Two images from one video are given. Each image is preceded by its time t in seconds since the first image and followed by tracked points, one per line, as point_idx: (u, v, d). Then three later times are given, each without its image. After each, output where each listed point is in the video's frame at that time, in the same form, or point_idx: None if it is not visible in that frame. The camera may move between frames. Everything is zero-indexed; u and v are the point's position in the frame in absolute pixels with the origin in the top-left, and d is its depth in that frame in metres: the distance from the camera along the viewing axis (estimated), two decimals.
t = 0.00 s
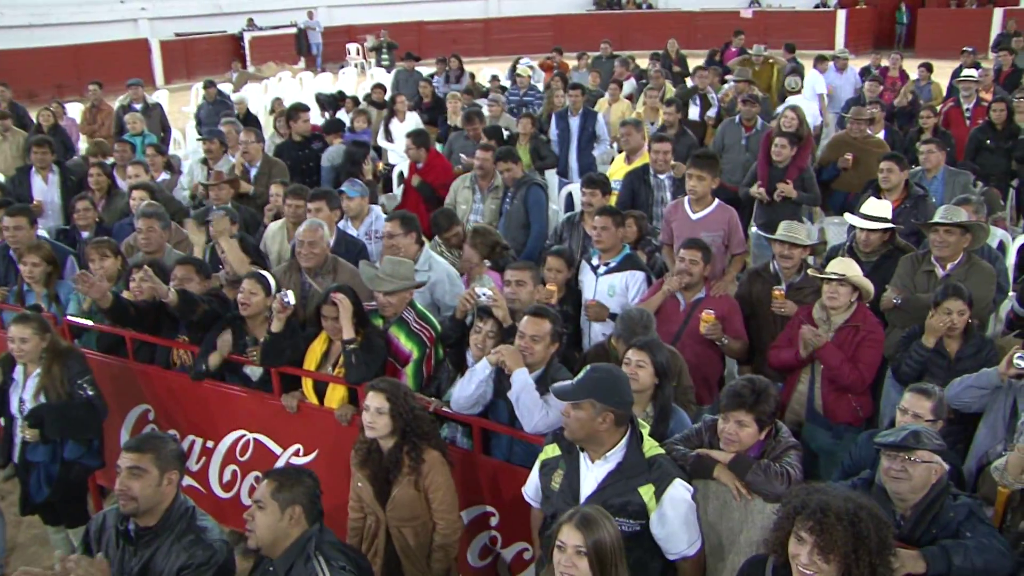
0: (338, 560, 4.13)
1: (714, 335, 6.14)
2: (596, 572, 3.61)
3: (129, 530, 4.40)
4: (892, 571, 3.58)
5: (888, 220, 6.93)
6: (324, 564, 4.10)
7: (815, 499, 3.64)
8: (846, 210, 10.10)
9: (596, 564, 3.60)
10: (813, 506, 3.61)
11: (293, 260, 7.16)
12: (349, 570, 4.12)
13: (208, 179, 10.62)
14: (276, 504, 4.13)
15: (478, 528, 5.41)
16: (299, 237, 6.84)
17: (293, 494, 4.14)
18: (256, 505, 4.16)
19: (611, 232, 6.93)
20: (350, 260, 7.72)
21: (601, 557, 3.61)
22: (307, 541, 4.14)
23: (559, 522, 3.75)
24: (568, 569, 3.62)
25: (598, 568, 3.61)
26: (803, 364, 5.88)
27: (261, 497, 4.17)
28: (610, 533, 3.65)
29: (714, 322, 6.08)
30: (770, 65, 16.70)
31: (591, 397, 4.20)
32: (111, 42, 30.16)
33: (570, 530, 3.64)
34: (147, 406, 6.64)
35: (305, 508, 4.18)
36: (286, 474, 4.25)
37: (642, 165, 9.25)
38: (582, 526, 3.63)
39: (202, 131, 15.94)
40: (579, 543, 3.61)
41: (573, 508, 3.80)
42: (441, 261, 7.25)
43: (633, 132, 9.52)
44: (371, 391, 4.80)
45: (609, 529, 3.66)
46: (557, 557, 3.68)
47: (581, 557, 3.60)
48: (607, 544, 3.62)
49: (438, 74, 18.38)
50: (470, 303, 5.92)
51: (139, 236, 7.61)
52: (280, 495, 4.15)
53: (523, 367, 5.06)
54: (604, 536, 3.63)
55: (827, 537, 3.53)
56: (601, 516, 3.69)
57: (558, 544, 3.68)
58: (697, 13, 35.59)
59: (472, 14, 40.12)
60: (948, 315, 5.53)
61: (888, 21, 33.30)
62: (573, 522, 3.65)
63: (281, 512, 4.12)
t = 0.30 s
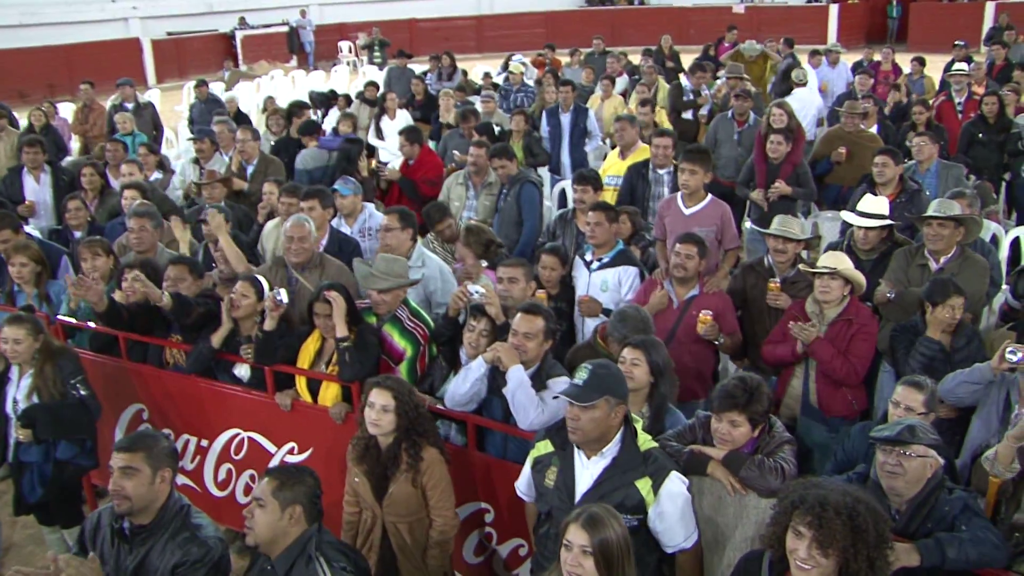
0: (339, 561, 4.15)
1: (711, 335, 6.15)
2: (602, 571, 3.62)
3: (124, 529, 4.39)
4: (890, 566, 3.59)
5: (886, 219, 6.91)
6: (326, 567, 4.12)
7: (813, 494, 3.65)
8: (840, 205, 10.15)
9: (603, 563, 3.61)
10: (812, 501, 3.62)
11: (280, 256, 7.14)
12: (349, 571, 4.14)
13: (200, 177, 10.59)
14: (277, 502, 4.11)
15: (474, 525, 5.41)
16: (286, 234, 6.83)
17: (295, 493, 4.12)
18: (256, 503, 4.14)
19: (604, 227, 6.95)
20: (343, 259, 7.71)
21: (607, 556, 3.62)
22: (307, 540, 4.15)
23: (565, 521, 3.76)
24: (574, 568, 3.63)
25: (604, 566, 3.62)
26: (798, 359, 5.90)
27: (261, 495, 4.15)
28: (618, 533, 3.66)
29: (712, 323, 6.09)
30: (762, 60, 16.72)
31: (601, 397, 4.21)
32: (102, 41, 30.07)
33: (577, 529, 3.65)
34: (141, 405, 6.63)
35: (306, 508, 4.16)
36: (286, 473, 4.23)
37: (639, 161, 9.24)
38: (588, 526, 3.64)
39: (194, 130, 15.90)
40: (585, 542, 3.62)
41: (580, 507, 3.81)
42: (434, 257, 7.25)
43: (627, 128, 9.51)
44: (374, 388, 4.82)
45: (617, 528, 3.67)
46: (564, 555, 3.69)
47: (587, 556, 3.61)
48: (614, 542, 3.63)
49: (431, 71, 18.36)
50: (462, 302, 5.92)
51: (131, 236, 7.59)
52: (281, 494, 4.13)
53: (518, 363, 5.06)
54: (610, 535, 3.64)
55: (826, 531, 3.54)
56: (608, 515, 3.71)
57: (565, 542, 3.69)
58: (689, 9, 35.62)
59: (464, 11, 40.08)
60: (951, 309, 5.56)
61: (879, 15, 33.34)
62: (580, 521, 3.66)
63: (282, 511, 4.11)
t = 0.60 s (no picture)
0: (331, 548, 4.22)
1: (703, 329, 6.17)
2: (601, 567, 3.63)
3: (118, 522, 4.41)
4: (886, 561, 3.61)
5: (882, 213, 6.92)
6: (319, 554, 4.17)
7: (811, 489, 3.66)
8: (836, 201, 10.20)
9: (603, 558, 3.63)
10: (810, 496, 3.63)
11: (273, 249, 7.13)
12: (342, 557, 4.23)
13: (196, 172, 10.58)
14: (268, 495, 4.12)
15: (468, 520, 5.41)
16: (278, 228, 6.82)
17: (284, 485, 4.13)
18: (246, 495, 4.15)
19: (599, 223, 6.96)
20: (338, 254, 7.71)
21: (606, 550, 3.63)
22: (298, 531, 4.17)
23: (566, 516, 3.77)
24: (574, 563, 3.65)
25: (604, 561, 3.63)
26: (793, 354, 5.91)
27: (251, 487, 4.16)
28: (619, 527, 3.68)
29: (703, 317, 6.12)
30: (759, 55, 16.73)
31: (599, 393, 4.23)
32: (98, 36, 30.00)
33: (577, 524, 3.66)
34: (136, 400, 6.62)
35: (296, 500, 4.18)
36: (276, 465, 4.24)
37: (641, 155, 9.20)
38: (588, 520, 3.65)
39: (190, 125, 15.89)
40: (585, 537, 3.63)
41: (581, 502, 3.81)
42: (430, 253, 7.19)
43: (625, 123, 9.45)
44: (373, 382, 4.81)
45: (617, 522, 3.68)
46: (564, 550, 3.71)
47: (587, 551, 3.62)
48: (614, 536, 3.65)
49: (427, 66, 18.34)
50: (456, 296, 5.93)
51: (126, 231, 7.59)
52: (272, 486, 4.14)
53: (512, 359, 5.07)
54: (610, 529, 3.65)
55: (823, 526, 3.55)
56: (609, 510, 3.71)
57: (565, 537, 3.71)
58: (686, 5, 35.61)
59: (460, 7, 40.04)
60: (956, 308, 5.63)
61: (875, 11, 33.34)
62: (581, 516, 3.67)
63: (273, 503, 4.12)
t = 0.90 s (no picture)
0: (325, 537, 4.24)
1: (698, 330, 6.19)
2: (600, 567, 3.65)
3: (116, 520, 4.40)
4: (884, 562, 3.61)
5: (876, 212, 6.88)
6: (314, 542, 4.17)
7: (809, 491, 3.66)
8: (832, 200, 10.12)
9: (602, 559, 3.64)
10: (807, 498, 3.64)
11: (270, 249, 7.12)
12: (334, 545, 4.26)
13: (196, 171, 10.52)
14: (256, 490, 4.14)
15: (467, 518, 5.40)
16: (275, 229, 6.82)
17: (272, 480, 4.15)
18: (234, 492, 4.16)
19: (597, 224, 6.96)
20: (337, 253, 7.71)
21: (605, 551, 3.64)
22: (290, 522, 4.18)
23: (565, 516, 3.78)
24: (572, 563, 3.66)
25: (602, 561, 3.64)
26: (790, 354, 5.93)
27: (239, 484, 4.17)
28: (617, 527, 3.68)
29: (697, 318, 6.17)
30: (758, 56, 16.74)
31: (599, 400, 4.26)
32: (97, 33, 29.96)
33: (576, 524, 3.67)
34: (134, 398, 6.62)
35: (284, 494, 4.20)
36: (262, 461, 4.26)
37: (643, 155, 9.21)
38: (588, 521, 3.66)
39: (189, 123, 15.86)
40: (584, 538, 3.64)
41: (580, 502, 3.82)
42: (428, 253, 7.20)
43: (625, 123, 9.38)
44: (370, 380, 4.79)
45: (615, 522, 3.69)
46: (562, 550, 3.72)
47: (585, 552, 3.64)
48: (613, 537, 3.65)
49: (426, 65, 18.33)
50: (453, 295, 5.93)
51: (123, 229, 7.59)
52: (260, 482, 4.16)
53: (510, 357, 5.08)
54: (609, 529, 3.66)
55: (821, 528, 3.55)
56: (608, 510, 3.71)
57: (564, 537, 3.72)
58: (684, 5, 35.60)
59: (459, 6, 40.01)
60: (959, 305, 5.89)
61: (874, 12, 33.34)
62: (580, 516, 3.68)
63: (261, 498, 4.14)
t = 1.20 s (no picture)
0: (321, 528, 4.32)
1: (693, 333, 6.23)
2: (598, 568, 3.65)
3: (113, 513, 4.39)
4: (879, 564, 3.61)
5: (868, 214, 6.89)
6: (309, 532, 4.20)
7: (802, 493, 3.67)
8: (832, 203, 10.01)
9: (600, 561, 3.64)
10: (801, 500, 3.64)
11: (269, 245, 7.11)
12: (328, 535, 4.33)
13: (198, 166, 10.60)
14: (251, 483, 4.14)
15: (463, 518, 5.39)
16: (277, 226, 6.81)
17: (267, 472, 4.15)
18: (229, 485, 4.16)
19: (597, 225, 6.95)
20: (337, 250, 7.71)
21: (603, 553, 3.64)
22: (285, 513, 4.18)
23: (563, 519, 3.78)
24: (570, 566, 3.66)
25: (600, 564, 3.64)
26: (790, 357, 5.93)
27: (234, 477, 4.17)
28: (615, 528, 3.68)
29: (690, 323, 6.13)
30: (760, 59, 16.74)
31: (588, 403, 4.28)
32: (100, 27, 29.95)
33: (574, 527, 3.67)
34: (132, 392, 6.62)
35: (279, 486, 4.19)
36: (256, 454, 4.26)
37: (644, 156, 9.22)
38: (585, 523, 3.66)
39: (191, 118, 15.84)
40: (582, 541, 3.64)
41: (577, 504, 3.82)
42: (426, 251, 7.19)
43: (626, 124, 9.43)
44: (369, 377, 4.79)
45: (613, 524, 3.69)
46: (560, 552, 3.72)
47: (584, 554, 3.64)
48: (610, 539, 3.65)
49: (429, 63, 18.33)
50: (452, 294, 5.94)
51: (124, 223, 7.57)
52: (254, 475, 4.16)
53: (509, 356, 5.06)
54: (607, 530, 3.66)
55: (815, 530, 3.56)
56: (605, 512, 3.72)
57: (562, 539, 3.73)
58: (688, 6, 35.59)
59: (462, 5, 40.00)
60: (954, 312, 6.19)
61: (877, 17, 33.35)
62: (578, 518, 3.68)
63: (257, 490, 4.13)
